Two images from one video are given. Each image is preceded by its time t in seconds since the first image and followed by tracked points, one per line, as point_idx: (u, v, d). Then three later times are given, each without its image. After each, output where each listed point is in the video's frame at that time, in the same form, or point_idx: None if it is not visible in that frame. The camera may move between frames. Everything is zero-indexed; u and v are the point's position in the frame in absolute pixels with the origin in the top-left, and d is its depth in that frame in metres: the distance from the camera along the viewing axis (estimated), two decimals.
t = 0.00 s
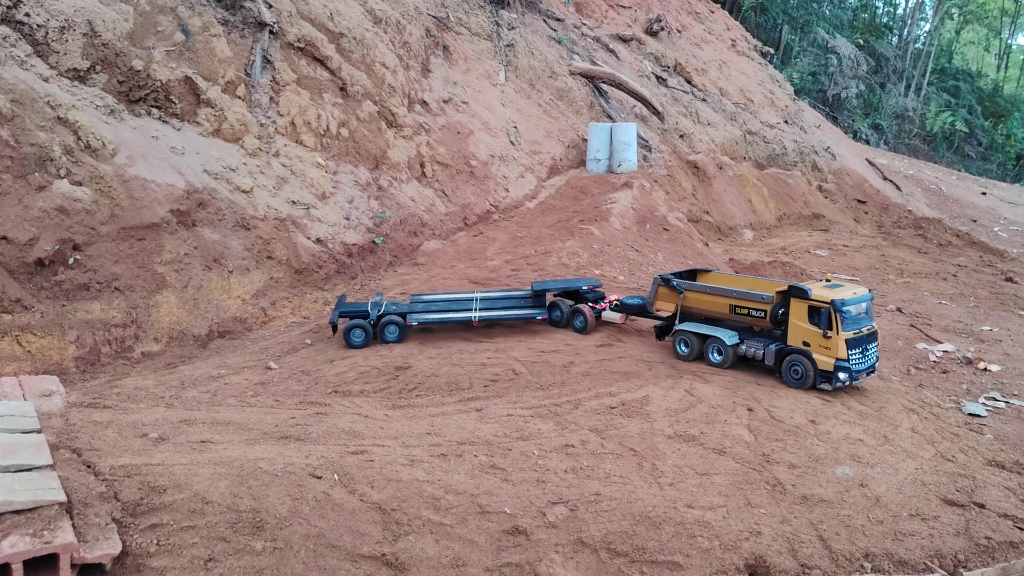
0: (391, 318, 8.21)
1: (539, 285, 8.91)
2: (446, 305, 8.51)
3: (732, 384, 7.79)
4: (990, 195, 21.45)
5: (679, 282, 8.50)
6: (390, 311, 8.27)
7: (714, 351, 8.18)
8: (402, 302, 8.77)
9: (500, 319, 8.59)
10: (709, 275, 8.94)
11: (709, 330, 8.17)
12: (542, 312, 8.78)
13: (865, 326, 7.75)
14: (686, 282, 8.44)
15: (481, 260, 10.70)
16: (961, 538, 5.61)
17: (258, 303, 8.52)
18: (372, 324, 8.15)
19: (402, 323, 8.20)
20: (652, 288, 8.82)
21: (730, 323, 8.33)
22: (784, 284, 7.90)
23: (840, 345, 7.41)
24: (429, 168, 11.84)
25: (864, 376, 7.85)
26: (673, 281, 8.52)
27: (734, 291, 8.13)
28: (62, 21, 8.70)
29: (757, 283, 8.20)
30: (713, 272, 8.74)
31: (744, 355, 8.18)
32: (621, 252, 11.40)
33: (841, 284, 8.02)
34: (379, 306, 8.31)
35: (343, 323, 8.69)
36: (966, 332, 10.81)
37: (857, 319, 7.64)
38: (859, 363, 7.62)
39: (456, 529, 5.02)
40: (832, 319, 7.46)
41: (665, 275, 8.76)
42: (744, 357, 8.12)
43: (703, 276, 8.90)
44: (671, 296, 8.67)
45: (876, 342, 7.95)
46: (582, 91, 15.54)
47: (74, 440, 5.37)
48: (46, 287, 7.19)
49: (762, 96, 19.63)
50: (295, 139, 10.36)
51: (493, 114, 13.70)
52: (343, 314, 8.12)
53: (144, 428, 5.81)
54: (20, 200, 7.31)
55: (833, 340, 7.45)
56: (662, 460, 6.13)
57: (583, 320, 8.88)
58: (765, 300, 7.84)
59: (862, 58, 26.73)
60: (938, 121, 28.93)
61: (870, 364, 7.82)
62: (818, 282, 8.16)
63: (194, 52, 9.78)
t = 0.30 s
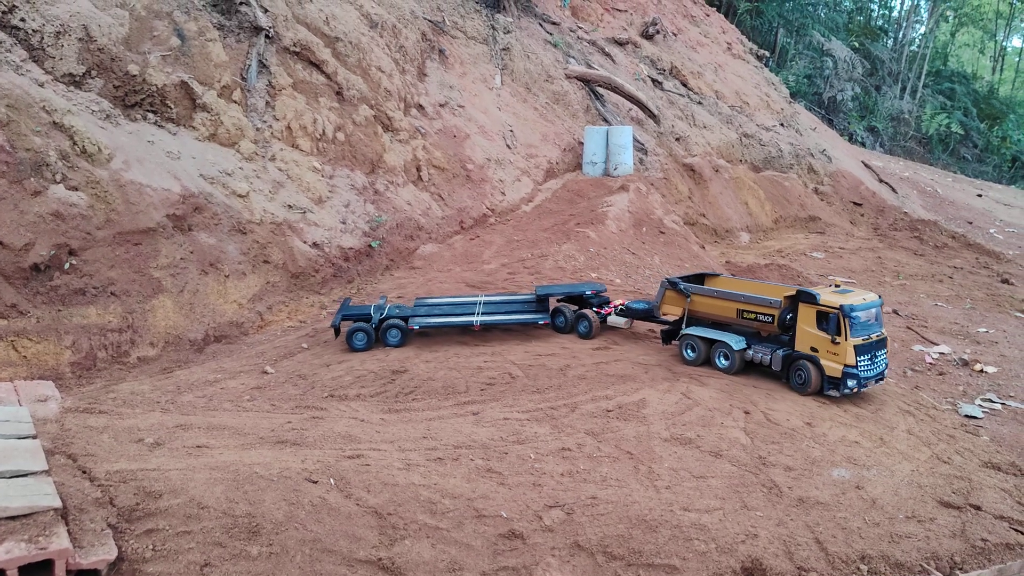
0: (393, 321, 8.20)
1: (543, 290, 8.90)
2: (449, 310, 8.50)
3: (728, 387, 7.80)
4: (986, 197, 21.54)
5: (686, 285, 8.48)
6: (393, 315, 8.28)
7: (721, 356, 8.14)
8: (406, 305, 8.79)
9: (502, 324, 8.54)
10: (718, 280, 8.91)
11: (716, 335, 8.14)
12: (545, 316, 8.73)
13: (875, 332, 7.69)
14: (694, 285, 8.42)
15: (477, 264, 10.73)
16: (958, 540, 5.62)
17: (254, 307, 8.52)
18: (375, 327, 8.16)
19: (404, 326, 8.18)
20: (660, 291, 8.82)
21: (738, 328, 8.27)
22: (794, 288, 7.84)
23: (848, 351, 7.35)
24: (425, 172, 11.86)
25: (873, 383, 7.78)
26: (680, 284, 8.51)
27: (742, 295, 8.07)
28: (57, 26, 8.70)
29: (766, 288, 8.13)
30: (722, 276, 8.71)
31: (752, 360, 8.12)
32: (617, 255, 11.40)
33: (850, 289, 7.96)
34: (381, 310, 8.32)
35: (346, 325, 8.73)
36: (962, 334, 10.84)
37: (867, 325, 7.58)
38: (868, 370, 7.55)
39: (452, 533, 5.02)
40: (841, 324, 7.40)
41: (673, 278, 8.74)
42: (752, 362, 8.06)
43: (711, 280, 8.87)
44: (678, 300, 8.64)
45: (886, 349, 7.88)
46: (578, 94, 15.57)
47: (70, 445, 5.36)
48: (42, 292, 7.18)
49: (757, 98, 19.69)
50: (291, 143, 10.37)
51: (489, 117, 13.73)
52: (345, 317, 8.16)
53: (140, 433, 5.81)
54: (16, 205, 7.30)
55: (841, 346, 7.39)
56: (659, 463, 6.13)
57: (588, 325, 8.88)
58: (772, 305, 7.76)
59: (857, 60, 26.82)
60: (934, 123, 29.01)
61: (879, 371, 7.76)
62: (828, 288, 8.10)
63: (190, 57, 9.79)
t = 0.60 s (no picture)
0: (397, 324, 8.20)
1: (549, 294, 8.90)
2: (455, 313, 8.53)
3: (724, 388, 7.81)
4: (981, 198, 21.64)
5: (695, 289, 8.46)
6: (397, 317, 8.28)
7: (729, 362, 8.07)
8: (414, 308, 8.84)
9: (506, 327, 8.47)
10: (728, 284, 8.87)
11: (724, 340, 8.08)
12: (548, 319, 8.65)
13: (885, 340, 7.60)
14: (703, 289, 8.39)
15: (473, 266, 10.75)
16: (952, 541, 5.64)
17: (250, 310, 8.52)
18: (379, 329, 8.17)
19: (407, 329, 8.18)
20: (669, 296, 8.78)
21: (747, 334, 8.22)
22: (803, 294, 7.78)
23: (857, 359, 7.27)
24: (421, 174, 11.86)
25: (883, 392, 7.67)
26: (689, 288, 8.49)
27: (751, 300, 8.03)
28: (52, 29, 8.70)
29: (775, 293, 8.08)
30: (732, 280, 8.66)
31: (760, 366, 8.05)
32: (613, 257, 11.40)
33: (861, 296, 7.87)
34: (385, 313, 8.32)
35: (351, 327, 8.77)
36: (957, 335, 10.89)
37: (877, 333, 7.49)
38: (878, 379, 7.45)
39: (448, 536, 5.02)
40: (850, 331, 7.32)
41: (681, 282, 8.71)
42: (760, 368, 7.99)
43: (721, 285, 8.83)
44: (687, 304, 8.62)
45: (896, 358, 7.78)
46: (574, 96, 15.59)
47: (64, 449, 5.36)
48: (37, 296, 7.16)
49: (753, 101, 19.75)
50: (287, 146, 10.38)
51: (485, 120, 13.76)
52: (351, 319, 8.20)
53: (135, 437, 5.80)
54: (10, 209, 7.30)
55: (850, 354, 7.30)
56: (654, 466, 6.14)
57: (595, 330, 8.82)
58: (781, 311, 7.71)
59: (852, 63, 26.92)
60: (930, 125, 28.89)
61: (889, 381, 7.65)
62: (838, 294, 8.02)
63: (185, 60, 9.80)
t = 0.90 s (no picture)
0: (402, 326, 8.20)
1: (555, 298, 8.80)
2: (461, 316, 8.51)
3: (717, 390, 7.83)
4: (974, 200, 21.77)
5: (709, 292, 8.40)
6: (403, 319, 8.28)
7: (739, 368, 7.95)
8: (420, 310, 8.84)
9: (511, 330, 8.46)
10: (744, 289, 8.78)
11: (736, 345, 7.98)
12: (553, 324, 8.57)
13: (900, 354, 7.41)
14: (716, 292, 8.33)
15: (467, 269, 10.77)
16: (943, 541, 5.66)
17: (243, 312, 8.51)
18: (385, 330, 8.22)
19: (412, 331, 8.16)
20: (682, 297, 8.73)
21: (759, 340, 8.13)
22: (818, 302, 7.64)
23: (869, 371, 7.09)
24: (414, 177, 11.88)
25: (895, 407, 7.48)
26: (703, 290, 8.43)
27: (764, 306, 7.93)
28: (44, 32, 8.69)
29: (790, 300, 7.96)
30: (747, 285, 8.57)
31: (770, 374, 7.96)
32: (606, 259, 11.42)
33: (879, 307, 7.69)
34: (391, 314, 8.32)
35: (357, 327, 8.82)
36: (949, 336, 10.95)
37: (891, 346, 7.31)
38: (890, 394, 7.26)
39: (439, 538, 5.02)
40: (863, 343, 7.16)
41: (696, 284, 8.66)
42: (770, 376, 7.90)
43: (737, 289, 8.74)
44: (701, 306, 8.56)
45: (912, 372, 7.58)
46: (567, 99, 15.63)
47: (54, 452, 5.36)
48: (29, 299, 7.14)
49: (746, 103, 19.83)
50: (279, 149, 10.38)
51: (478, 122, 13.79)
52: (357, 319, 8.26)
53: (125, 440, 5.79)
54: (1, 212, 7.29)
55: (862, 365, 7.14)
56: (646, 467, 6.15)
57: (604, 336, 8.73)
58: (794, 318, 7.60)
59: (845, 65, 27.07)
60: (922, 127, 29.05)
61: (902, 396, 7.45)
62: (855, 304, 7.86)
63: (178, 63, 9.80)
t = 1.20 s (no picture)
0: (408, 329, 8.21)
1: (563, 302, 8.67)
2: (466, 321, 8.52)
3: (708, 391, 7.84)
4: (965, 201, 21.92)
5: (718, 298, 8.28)
6: (410, 322, 8.32)
7: (749, 376, 7.85)
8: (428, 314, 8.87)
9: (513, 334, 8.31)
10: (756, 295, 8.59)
11: (744, 352, 7.87)
12: (560, 328, 8.39)
13: (911, 362, 7.20)
14: (725, 298, 8.20)
15: (459, 271, 10.78)
16: (933, 541, 5.68)
17: (234, 315, 8.48)
18: (391, 332, 8.23)
19: (418, 335, 8.16)
20: (692, 303, 8.62)
21: (770, 348, 7.93)
22: (827, 309, 7.45)
23: (878, 380, 6.88)
24: (406, 179, 11.87)
25: (906, 418, 7.27)
26: (712, 296, 8.31)
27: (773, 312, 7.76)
28: (33, 34, 8.66)
29: (800, 306, 7.77)
30: (759, 291, 8.40)
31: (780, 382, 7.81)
32: (599, 260, 11.43)
33: (890, 314, 7.46)
34: (399, 317, 8.38)
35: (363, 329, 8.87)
36: (941, 337, 11.02)
37: (901, 354, 7.10)
38: (900, 404, 7.07)
39: (430, 540, 5.01)
40: (871, 351, 6.95)
41: (705, 289, 8.54)
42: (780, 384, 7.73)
43: (749, 295, 8.57)
44: (711, 312, 8.43)
45: (924, 382, 7.37)
46: (559, 101, 15.66)
47: (42, 456, 5.34)
48: (18, 302, 7.11)
49: (737, 105, 19.91)
50: (270, 151, 10.37)
51: (470, 124, 13.81)
52: (364, 322, 8.33)
53: (114, 443, 5.77)
54: None
55: (871, 375, 6.93)
56: (637, 468, 6.15)
57: (613, 342, 8.62)
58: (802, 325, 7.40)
59: (836, 67, 27.23)
60: (913, 129, 29.10)
61: (913, 406, 7.24)
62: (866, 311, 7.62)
63: (168, 65, 9.78)
